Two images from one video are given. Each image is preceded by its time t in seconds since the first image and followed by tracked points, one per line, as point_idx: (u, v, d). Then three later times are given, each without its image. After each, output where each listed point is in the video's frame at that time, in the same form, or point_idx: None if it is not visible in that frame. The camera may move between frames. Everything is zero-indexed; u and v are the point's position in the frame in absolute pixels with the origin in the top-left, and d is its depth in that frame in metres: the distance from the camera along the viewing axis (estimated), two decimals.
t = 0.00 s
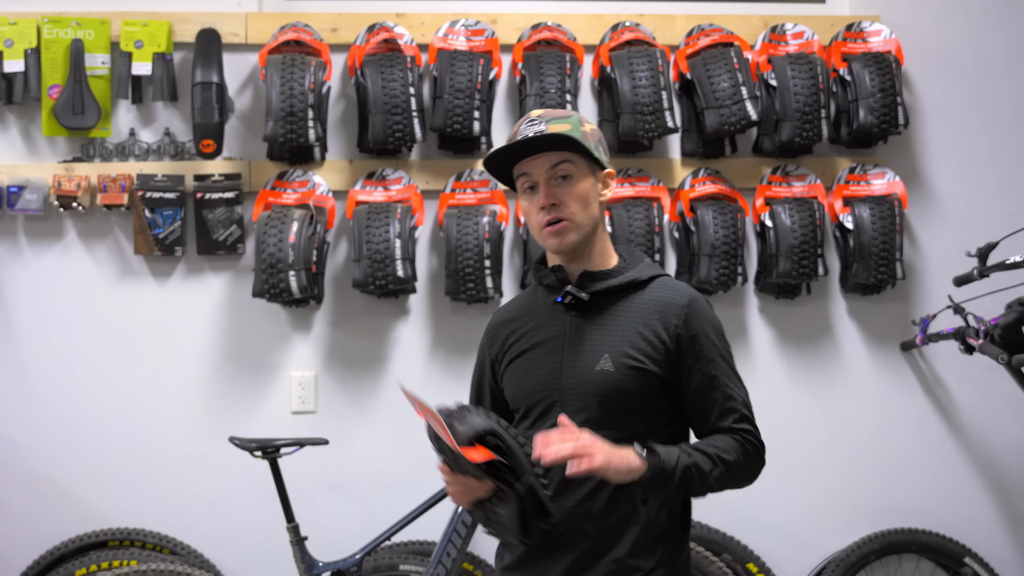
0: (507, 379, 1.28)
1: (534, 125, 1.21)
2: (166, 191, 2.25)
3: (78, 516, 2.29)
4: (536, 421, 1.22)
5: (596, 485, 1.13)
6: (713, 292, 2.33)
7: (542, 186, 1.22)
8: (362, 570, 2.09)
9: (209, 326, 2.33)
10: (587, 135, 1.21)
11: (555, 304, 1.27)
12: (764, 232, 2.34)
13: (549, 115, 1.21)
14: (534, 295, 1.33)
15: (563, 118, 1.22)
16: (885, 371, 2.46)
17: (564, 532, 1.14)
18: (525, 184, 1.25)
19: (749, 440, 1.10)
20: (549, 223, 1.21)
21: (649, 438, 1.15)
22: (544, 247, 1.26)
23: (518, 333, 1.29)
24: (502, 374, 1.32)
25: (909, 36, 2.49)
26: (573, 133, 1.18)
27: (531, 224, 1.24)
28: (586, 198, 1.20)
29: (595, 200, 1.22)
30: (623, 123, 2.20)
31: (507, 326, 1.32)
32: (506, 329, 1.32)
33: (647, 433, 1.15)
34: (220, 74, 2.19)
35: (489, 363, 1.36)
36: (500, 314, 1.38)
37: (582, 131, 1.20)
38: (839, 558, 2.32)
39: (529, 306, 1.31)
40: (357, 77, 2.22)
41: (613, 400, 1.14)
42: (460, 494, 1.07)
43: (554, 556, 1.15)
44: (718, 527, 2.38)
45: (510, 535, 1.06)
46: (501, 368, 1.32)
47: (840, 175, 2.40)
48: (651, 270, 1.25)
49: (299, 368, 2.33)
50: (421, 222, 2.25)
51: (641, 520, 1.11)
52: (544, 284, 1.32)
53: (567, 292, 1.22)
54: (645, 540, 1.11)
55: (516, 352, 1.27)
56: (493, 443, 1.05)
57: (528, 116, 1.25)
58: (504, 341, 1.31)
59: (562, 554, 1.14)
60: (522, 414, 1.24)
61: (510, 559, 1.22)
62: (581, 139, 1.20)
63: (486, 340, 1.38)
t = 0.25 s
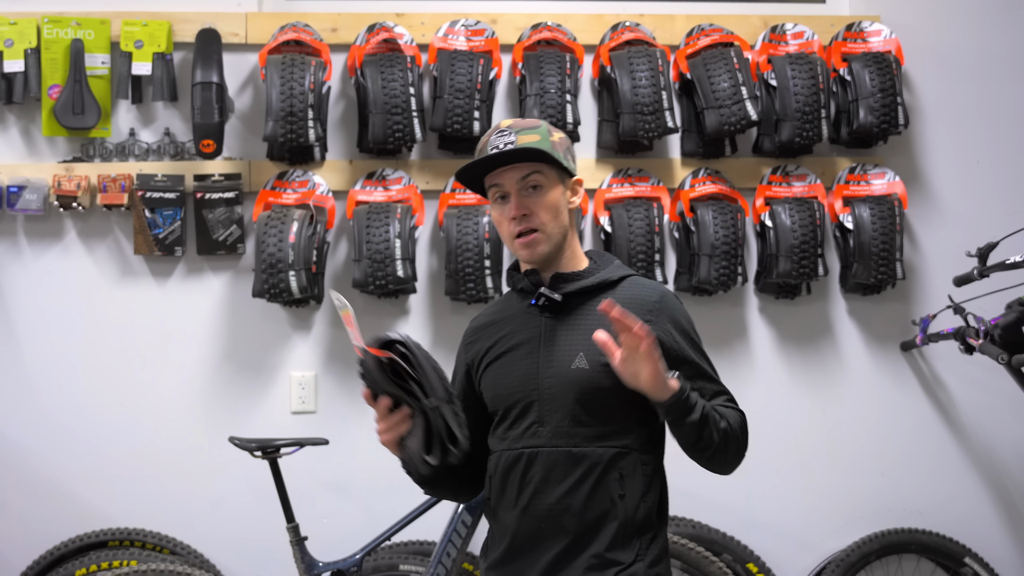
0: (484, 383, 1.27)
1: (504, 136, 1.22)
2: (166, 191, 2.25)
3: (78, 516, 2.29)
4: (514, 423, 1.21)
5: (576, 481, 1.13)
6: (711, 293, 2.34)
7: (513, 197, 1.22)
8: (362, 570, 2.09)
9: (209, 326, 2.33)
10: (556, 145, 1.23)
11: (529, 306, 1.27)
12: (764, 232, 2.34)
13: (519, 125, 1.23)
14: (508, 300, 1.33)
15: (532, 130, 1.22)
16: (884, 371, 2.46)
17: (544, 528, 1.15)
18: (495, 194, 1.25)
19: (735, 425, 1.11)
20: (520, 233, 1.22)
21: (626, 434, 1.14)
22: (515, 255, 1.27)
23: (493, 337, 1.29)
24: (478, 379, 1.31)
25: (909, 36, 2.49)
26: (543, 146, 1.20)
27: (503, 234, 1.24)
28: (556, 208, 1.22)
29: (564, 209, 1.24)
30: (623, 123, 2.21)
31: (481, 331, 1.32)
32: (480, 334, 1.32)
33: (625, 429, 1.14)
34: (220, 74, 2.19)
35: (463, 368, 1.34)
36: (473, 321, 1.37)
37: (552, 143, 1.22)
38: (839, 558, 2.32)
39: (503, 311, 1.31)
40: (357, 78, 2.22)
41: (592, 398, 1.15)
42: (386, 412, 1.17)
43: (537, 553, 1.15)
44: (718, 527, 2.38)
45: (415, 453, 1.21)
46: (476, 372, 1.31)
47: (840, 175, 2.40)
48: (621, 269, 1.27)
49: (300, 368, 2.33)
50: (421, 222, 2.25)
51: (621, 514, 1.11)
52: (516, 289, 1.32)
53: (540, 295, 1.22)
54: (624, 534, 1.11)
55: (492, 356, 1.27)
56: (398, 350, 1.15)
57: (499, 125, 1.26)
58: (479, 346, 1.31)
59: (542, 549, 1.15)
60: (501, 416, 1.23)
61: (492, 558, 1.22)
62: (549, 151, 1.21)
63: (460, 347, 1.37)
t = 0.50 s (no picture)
0: (471, 388, 1.27)
1: (484, 143, 1.22)
2: (166, 191, 2.25)
3: (78, 516, 2.29)
4: (503, 425, 1.21)
5: (567, 479, 1.13)
6: (711, 293, 2.34)
7: (494, 202, 1.21)
8: (362, 570, 2.09)
9: (209, 326, 2.33)
10: (534, 151, 1.24)
11: (513, 310, 1.28)
12: (763, 232, 2.34)
13: (498, 133, 1.23)
14: (491, 306, 1.33)
15: (510, 136, 1.23)
16: (884, 371, 2.46)
17: (536, 525, 1.14)
18: (475, 200, 1.24)
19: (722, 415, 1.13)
20: (503, 237, 1.21)
21: (614, 431, 1.15)
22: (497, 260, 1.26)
23: (478, 342, 1.28)
24: (463, 385, 1.30)
25: (909, 36, 2.49)
26: (523, 151, 1.20)
27: (484, 239, 1.24)
28: (537, 212, 1.22)
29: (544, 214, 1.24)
30: (623, 123, 2.21)
31: (465, 337, 1.31)
32: (464, 340, 1.31)
33: (612, 425, 1.16)
34: (220, 74, 2.19)
35: (448, 376, 1.34)
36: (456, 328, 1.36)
37: (530, 149, 1.23)
38: (839, 558, 2.32)
39: (486, 317, 1.31)
40: (357, 77, 2.22)
41: (580, 397, 1.15)
42: (347, 386, 1.22)
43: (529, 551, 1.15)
44: (718, 527, 2.38)
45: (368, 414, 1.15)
46: (462, 379, 1.30)
47: (840, 175, 2.40)
48: (601, 271, 1.29)
49: (300, 368, 2.33)
50: (421, 222, 2.25)
51: (611, 511, 1.12)
52: (497, 294, 1.32)
53: (524, 297, 1.23)
54: (616, 530, 1.12)
55: (478, 361, 1.26)
56: (351, 319, 1.22)
57: (476, 132, 1.26)
58: (463, 353, 1.30)
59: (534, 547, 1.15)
60: (490, 419, 1.23)
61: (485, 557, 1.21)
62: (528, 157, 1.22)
63: (444, 355, 1.36)
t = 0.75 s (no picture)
0: (465, 387, 1.27)
1: (474, 144, 1.22)
2: (166, 191, 2.25)
3: (78, 516, 2.29)
4: (497, 421, 1.21)
5: (561, 474, 1.13)
6: (710, 293, 2.34)
7: (487, 201, 1.22)
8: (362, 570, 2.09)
9: (209, 326, 2.33)
10: (523, 152, 1.24)
11: (503, 309, 1.28)
12: (763, 232, 2.34)
13: (487, 134, 1.23)
14: (482, 305, 1.33)
15: (501, 136, 1.23)
16: (884, 371, 2.46)
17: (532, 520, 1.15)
18: (467, 200, 1.24)
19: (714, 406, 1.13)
20: (496, 236, 1.21)
21: (607, 425, 1.15)
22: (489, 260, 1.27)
23: (470, 341, 1.28)
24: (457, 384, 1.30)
25: (909, 36, 2.49)
26: (513, 151, 1.20)
27: (477, 239, 1.24)
28: (529, 211, 1.23)
29: (535, 212, 1.26)
30: (623, 123, 2.21)
31: (457, 338, 1.31)
32: (456, 341, 1.31)
33: (605, 419, 1.15)
34: (220, 74, 2.19)
35: (442, 377, 1.34)
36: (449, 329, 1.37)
37: (519, 150, 1.23)
38: (839, 558, 2.32)
39: (478, 316, 1.31)
40: (357, 77, 2.22)
41: (572, 392, 1.15)
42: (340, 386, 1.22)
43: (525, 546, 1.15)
44: (718, 527, 2.38)
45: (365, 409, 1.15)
46: (456, 378, 1.30)
47: (840, 175, 2.40)
48: (591, 268, 1.28)
49: (300, 368, 2.33)
50: (421, 222, 2.25)
51: (605, 505, 1.12)
52: (488, 294, 1.32)
53: (513, 296, 1.23)
54: (611, 523, 1.12)
55: (471, 359, 1.26)
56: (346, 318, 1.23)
57: (465, 135, 1.25)
58: (456, 352, 1.30)
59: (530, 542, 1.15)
60: (483, 416, 1.23)
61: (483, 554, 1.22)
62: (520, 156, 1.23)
63: (438, 357, 1.36)
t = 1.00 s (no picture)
0: (466, 388, 1.28)
1: (473, 142, 1.23)
2: (166, 191, 2.25)
3: (78, 516, 2.29)
4: (498, 421, 1.22)
5: (563, 472, 1.14)
6: (711, 293, 2.33)
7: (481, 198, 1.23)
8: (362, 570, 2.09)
9: (209, 326, 2.33)
10: (522, 152, 1.25)
11: (502, 310, 1.28)
12: (763, 232, 2.34)
13: (487, 133, 1.24)
14: (482, 307, 1.34)
15: (499, 136, 1.25)
16: (884, 371, 2.46)
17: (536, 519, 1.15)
18: (464, 197, 1.26)
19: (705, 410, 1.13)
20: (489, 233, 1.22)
21: (609, 421, 1.15)
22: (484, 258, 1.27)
23: (471, 343, 1.29)
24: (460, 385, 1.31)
25: (909, 36, 2.49)
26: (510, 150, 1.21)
27: (472, 236, 1.24)
28: (524, 210, 1.23)
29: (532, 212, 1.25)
30: (623, 123, 2.21)
31: (458, 340, 1.32)
32: (458, 343, 1.33)
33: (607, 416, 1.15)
34: (220, 74, 2.18)
35: (445, 379, 1.36)
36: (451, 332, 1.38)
37: (518, 149, 1.24)
38: (839, 558, 2.32)
39: (478, 318, 1.32)
40: (357, 78, 2.22)
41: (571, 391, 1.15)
42: (367, 442, 1.18)
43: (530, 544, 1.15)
44: (718, 527, 2.38)
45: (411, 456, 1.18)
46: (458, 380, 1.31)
47: (840, 175, 2.40)
48: (588, 267, 1.28)
49: (300, 368, 2.33)
50: (421, 222, 2.25)
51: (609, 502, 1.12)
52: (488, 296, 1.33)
53: (512, 296, 1.23)
54: (615, 520, 1.12)
55: (472, 361, 1.27)
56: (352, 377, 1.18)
57: (467, 133, 1.27)
58: (458, 354, 1.32)
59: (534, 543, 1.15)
60: (485, 417, 1.24)
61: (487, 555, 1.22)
62: (517, 155, 1.23)
63: (441, 359, 1.38)
